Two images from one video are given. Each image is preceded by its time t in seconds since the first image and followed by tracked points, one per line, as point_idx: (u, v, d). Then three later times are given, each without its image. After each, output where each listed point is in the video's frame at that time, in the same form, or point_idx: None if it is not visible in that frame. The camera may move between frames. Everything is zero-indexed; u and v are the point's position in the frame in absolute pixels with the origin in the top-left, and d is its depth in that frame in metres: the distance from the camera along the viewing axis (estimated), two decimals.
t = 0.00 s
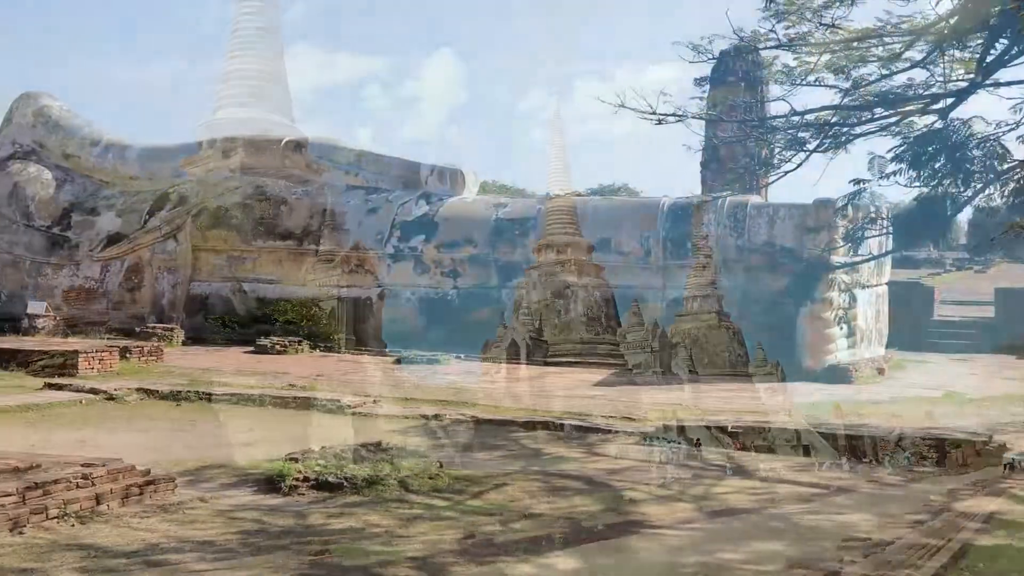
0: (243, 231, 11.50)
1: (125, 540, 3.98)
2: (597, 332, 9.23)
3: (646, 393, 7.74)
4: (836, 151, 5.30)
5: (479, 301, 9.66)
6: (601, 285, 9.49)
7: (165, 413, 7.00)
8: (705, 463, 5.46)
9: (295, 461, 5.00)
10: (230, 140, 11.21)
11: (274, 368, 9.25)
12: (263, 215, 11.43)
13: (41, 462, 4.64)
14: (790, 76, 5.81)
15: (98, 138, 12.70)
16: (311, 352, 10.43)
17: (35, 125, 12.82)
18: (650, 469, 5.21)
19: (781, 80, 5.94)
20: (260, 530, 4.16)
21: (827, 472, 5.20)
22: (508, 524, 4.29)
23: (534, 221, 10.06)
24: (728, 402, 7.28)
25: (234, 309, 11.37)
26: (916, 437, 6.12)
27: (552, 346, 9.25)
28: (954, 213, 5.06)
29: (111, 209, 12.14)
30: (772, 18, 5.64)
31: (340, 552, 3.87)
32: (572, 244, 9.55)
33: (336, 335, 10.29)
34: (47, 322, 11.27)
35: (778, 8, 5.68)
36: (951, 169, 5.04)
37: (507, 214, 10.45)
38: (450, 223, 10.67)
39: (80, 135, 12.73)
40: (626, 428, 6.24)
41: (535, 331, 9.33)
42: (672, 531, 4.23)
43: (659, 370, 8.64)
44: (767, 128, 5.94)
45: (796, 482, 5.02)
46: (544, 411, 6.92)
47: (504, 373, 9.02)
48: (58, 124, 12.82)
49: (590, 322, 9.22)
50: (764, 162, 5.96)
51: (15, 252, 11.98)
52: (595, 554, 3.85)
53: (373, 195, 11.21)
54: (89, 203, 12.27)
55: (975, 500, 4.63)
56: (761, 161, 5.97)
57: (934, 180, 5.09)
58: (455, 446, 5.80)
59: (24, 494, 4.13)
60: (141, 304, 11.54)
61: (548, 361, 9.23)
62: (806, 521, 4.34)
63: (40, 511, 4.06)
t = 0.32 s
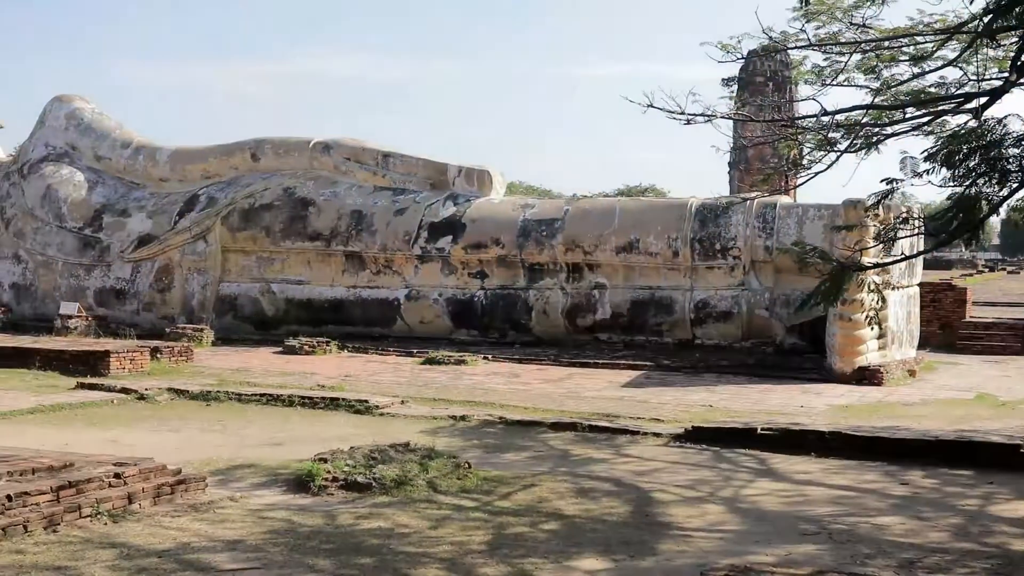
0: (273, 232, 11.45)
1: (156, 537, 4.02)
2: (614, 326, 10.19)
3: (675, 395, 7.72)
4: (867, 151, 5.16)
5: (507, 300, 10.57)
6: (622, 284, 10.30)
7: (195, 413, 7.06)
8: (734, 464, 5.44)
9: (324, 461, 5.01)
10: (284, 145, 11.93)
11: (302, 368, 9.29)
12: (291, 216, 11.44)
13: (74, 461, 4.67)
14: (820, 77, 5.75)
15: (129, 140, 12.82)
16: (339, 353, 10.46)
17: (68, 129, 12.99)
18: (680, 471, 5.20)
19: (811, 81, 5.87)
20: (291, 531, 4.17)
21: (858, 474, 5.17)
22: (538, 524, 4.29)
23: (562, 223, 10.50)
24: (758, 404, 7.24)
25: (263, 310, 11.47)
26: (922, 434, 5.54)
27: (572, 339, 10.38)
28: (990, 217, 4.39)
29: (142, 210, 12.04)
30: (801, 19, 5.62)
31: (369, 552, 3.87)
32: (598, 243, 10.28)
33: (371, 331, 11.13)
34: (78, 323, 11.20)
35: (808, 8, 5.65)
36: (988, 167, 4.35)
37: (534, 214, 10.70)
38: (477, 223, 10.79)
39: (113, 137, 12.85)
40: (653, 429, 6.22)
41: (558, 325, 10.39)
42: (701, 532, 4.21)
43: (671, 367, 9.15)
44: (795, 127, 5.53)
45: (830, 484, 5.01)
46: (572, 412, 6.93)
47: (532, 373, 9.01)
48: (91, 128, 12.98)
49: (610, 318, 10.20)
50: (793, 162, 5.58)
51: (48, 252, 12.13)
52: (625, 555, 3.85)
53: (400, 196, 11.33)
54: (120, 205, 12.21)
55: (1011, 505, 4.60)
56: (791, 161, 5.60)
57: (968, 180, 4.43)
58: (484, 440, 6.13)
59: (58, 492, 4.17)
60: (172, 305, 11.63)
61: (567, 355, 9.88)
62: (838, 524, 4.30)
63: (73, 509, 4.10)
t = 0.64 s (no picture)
0: (306, 232, 11.52)
1: (192, 533, 4.06)
2: (646, 325, 10.17)
3: (708, 394, 7.68)
4: (903, 150, 5.08)
5: (539, 299, 10.56)
6: (653, 283, 10.26)
7: (229, 411, 7.12)
8: (769, 464, 5.41)
9: (358, 460, 5.04)
10: (317, 146, 12.01)
11: (334, 367, 9.34)
12: (324, 215, 11.49)
13: (112, 459, 4.72)
14: (856, 74, 5.68)
15: (164, 140, 12.94)
16: (371, 352, 10.51)
17: (104, 129, 13.15)
18: (713, 472, 5.17)
19: (846, 79, 5.81)
20: (326, 527, 4.21)
21: (895, 476, 5.11)
22: (570, 525, 4.28)
23: (594, 222, 10.47)
24: (792, 404, 7.19)
25: (296, 309, 11.54)
26: (960, 437, 5.49)
27: (604, 338, 10.38)
28: None
29: (176, 210, 12.14)
30: (836, 17, 5.56)
31: (402, 552, 3.88)
32: (630, 242, 10.25)
33: (403, 331, 11.18)
34: (114, 321, 11.33)
35: (843, 5, 5.60)
36: None
37: (566, 213, 10.67)
38: (508, 222, 10.78)
39: (148, 137, 12.98)
40: (686, 429, 6.19)
41: (589, 325, 10.39)
42: (735, 533, 4.19)
43: (703, 366, 9.10)
44: (829, 125, 5.46)
45: (866, 484, 4.97)
46: (605, 412, 6.90)
47: (564, 372, 9.00)
48: (127, 128, 13.11)
49: (642, 317, 10.18)
50: (829, 161, 5.52)
51: (85, 252, 12.29)
52: (658, 556, 3.84)
53: (431, 195, 11.34)
54: (155, 205, 12.32)
55: None
56: (826, 159, 5.53)
57: (1010, 177, 4.35)
58: (517, 442, 6.03)
59: (96, 489, 4.21)
60: (205, 304, 11.73)
61: (599, 354, 9.86)
62: (874, 524, 4.26)
63: (110, 506, 4.14)
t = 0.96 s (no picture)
0: (341, 234, 11.58)
1: (230, 532, 4.10)
2: (681, 327, 10.12)
3: (744, 397, 7.63)
4: (944, 150, 5.02)
5: (574, 301, 10.55)
6: (689, 285, 10.21)
7: (266, 412, 7.18)
8: (807, 467, 5.36)
9: (394, 461, 5.06)
10: (352, 149, 12.08)
11: (370, 369, 9.38)
12: (359, 218, 11.55)
13: (152, 459, 4.77)
14: (896, 73, 5.63)
15: (202, 144, 13.07)
16: (406, 353, 10.55)
17: (144, 133, 13.31)
18: (751, 476, 5.13)
19: (885, 78, 5.75)
20: (364, 528, 4.23)
21: (937, 480, 5.05)
22: (607, 527, 4.27)
23: (629, 223, 10.45)
24: (830, 407, 7.12)
25: (331, 311, 11.61)
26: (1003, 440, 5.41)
27: (639, 340, 10.35)
28: None
29: (214, 213, 12.26)
30: (876, 15, 5.50)
31: (439, 553, 3.89)
32: (665, 243, 10.21)
33: (438, 332, 11.21)
34: (153, 323, 11.47)
35: (883, 4, 5.54)
36: None
37: (601, 215, 10.65)
38: (543, 224, 10.77)
39: (186, 141, 13.12)
40: (723, 432, 6.15)
41: (624, 327, 10.37)
42: (773, 537, 4.16)
43: (740, 368, 9.03)
44: (868, 125, 5.40)
45: (907, 489, 4.91)
46: (640, 414, 6.88)
47: (599, 374, 8.98)
48: (165, 132, 13.26)
49: (677, 318, 10.13)
50: (868, 162, 5.46)
51: (125, 254, 12.44)
52: (696, 559, 3.81)
53: (466, 197, 11.36)
54: (193, 208, 12.44)
55: None
56: (865, 160, 5.47)
57: None
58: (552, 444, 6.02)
59: (136, 489, 4.27)
60: (243, 306, 11.84)
61: (633, 356, 9.82)
62: (916, 529, 4.21)
63: (150, 506, 4.19)
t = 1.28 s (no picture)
0: (381, 238, 11.63)
1: (271, 535, 4.13)
2: (722, 332, 10.05)
3: (786, 402, 7.56)
4: (992, 152, 4.94)
5: (613, 305, 10.52)
6: (729, 289, 10.13)
7: (307, 416, 7.23)
8: (851, 474, 5.29)
9: (435, 466, 5.07)
10: (392, 153, 12.15)
11: (410, 373, 9.41)
12: (399, 223, 11.60)
13: (195, 463, 4.82)
14: (942, 75, 5.55)
15: (243, 150, 13.21)
16: (445, 358, 10.58)
17: (186, 139, 13.47)
18: (793, 483, 5.08)
19: (930, 80, 5.68)
20: (403, 532, 4.24)
21: (986, 488, 4.96)
22: (647, 534, 4.24)
23: (668, 228, 10.40)
24: (874, 413, 7.03)
25: (371, 315, 11.67)
26: None
27: (678, 345, 10.29)
28: None
29: (255, 218, 12.37)
30: (921, 16, 5.44)
31: (479, 558, 3.89)
32: (705, 248, 10.15)
33: (477, 336, 11.23)
34: (196, 327, 11.60)
35: (928, 4, 5.47)
36: None
37: (640, 219, 10.61)
38: (582, 228, 10.76)
39: (228, 147, 13.26)
40: (765, 438, 6.10)
41: (664, 332, 10.31)
42: (816, 544, 4.11)
43: (782, 374, 8.95)
44: (914, 128, 5.33)
45: (954, 497, 4.83)
46: (681, 420, 6.83)
47: (638, 379, 8.93)
48: (208, 138, 13.42)
49: (718, 323, 10.06)
50: (912, 164, 5.39)
51: (168, 259, 12.59)
52: (739, 567, 3.78)
53: (505, 202, 11.38)
54: (235, 213, 12.56)
55: None
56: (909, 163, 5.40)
57: None
58: (592, 449, 6.00)
59: (180, 492, 4.32)
60: (284, 310, 11.94)
61: (673, 361, 9.76)
62: (963, 537, 4.14)
63: (193, 509, 4.24)
